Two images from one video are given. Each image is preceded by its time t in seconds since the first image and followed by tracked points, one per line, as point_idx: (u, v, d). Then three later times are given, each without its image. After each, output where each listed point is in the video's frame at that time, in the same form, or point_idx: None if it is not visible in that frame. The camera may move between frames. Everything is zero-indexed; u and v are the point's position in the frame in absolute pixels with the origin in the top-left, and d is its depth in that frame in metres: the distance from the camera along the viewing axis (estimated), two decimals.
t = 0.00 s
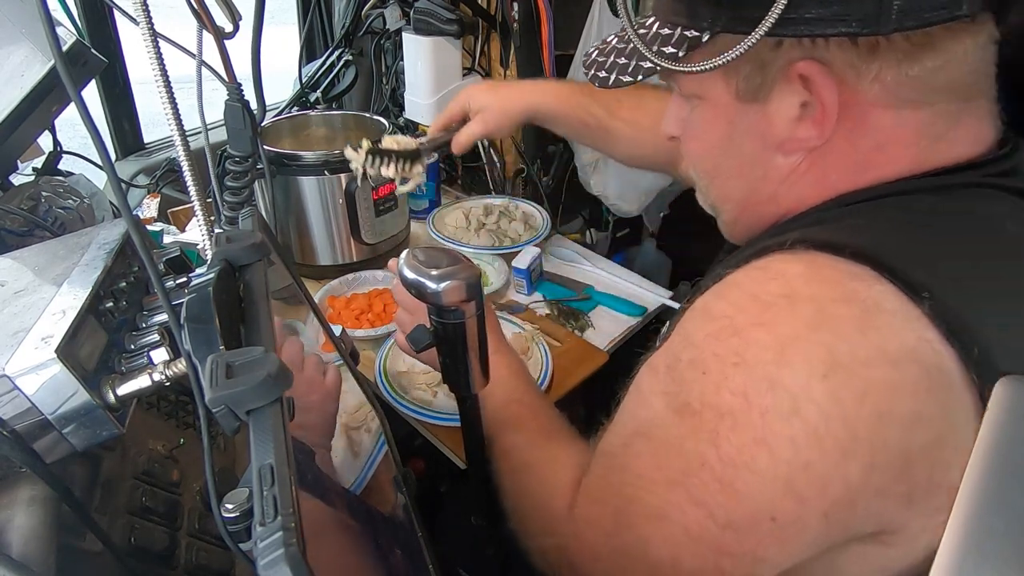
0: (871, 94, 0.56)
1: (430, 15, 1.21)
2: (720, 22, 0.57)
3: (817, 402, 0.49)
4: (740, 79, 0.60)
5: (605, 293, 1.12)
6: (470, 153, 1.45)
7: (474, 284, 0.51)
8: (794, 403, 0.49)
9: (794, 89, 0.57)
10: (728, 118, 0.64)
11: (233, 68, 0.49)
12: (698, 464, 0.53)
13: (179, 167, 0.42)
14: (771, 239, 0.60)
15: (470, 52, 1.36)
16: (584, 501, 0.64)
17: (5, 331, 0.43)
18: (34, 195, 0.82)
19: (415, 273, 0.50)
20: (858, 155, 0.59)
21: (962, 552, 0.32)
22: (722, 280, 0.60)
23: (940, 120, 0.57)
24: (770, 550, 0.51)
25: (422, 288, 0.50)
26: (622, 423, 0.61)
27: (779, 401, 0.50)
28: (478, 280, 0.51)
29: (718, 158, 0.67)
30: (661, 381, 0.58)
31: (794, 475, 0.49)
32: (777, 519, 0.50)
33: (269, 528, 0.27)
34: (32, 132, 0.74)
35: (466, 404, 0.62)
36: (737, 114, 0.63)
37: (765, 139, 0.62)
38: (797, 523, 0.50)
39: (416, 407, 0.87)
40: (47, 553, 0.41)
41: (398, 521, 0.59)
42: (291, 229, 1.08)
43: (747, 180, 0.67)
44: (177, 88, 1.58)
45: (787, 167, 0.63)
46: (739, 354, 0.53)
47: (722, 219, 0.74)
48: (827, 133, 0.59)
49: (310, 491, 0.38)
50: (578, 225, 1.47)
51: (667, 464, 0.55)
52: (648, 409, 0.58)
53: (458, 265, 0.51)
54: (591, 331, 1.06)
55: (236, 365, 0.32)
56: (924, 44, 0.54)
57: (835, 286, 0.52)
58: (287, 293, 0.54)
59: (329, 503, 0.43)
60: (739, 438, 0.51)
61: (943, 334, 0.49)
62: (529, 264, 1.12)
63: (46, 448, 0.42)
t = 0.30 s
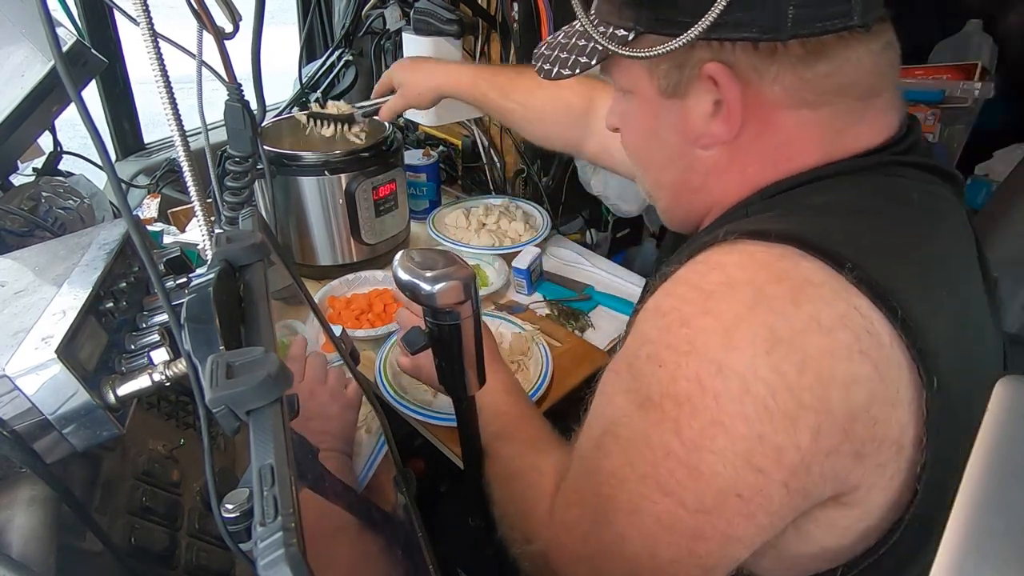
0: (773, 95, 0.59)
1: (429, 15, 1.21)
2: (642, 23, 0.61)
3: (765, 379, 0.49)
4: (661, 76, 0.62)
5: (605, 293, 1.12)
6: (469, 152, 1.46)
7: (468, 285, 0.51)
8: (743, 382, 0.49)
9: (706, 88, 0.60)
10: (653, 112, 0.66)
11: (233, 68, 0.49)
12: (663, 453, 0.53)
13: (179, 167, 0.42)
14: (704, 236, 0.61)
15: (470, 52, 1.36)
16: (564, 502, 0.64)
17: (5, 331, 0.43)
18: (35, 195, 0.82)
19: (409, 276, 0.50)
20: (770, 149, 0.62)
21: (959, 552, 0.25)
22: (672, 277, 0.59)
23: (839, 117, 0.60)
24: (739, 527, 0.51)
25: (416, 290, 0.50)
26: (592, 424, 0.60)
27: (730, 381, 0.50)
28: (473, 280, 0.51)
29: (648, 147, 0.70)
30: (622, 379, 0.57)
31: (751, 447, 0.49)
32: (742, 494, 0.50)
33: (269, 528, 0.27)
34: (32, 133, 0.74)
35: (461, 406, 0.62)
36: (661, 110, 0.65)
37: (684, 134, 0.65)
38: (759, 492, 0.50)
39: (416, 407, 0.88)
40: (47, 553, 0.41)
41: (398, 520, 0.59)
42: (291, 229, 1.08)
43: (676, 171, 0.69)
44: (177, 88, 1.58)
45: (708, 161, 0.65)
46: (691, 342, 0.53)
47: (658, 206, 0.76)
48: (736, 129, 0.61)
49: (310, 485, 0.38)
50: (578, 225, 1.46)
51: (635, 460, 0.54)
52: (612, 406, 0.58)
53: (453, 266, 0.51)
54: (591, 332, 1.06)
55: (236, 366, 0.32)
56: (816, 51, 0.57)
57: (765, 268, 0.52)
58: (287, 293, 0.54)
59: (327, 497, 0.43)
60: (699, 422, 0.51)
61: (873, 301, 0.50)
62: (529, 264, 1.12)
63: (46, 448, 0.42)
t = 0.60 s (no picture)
0: (739, 95, 0.60)
1: (430, 15, 1.20)
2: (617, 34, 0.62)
3: (751, 373, 0.49)
4: (634, 82, 0.64)
5: (604, 293, 1.12)
6: (469, 152, 1.46)
7: (468, 287, 0.51)
8: (731, 378, 0.49)
9: (677, 92, 0.61)
10: (628, 118, 0.67)
11: (233, 68, 0.49)
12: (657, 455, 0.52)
13: (179, 167, 0.42)
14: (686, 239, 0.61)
15: (471, 52, 1.38)
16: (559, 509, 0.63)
17: (5, 331, 0.43)
18: (34, 195, 0.82)
19: (408, 278, 0.50)
20: (744, 149, 0.62)
21: (959, 552, 0.25)
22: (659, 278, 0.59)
23: (807, 117, 0.60)
24: (740, 523, 0.51)
25: (414, 292, 0.50)
26: (584, 430, 0.60)
27: (718, 378, 0.49)
28: (471, 281, 0.51)
29: (627, 151, 0.71)
30: (613, 385, 0.57)
31: (743, 443, 0.49)
32: (739, 491, 0.50)
33: (269, 528, 0.27)
34: (32, 132, 0.74)
35: (460, 408, 0.62)
36: (635, 115, 0.66)
37: (658, 137, 0.65)
38: (754, 487, 0.50)
39: (416, 407, 0.88)
40: (47, 553, 0.41)
41: (398, 521, 0.59)
42: (291, 229, 1.08)
43: (653, 172, 0.69)
44: (177, 88, 1.58)
45: (683, 163, 0.66)
46: (678, 341, 0.52)
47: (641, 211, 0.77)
48: (708, 130, 0.62)
49: (310, 485, 0.38)
50: (578, 225, 1.45)
51: (629, 465, 0.54)
52: (603, 411, 0.57)
53: (452, 268, 0.51)
54: (591, 332, 1.05)
55: (236, 366, 0.32)
56: (778, 52, 0.58)
57: (746, 265, 0.52)
58: (287, 292, 0.54)
59: (326, 495, 0.43)
60: (691, 421, 0.50)
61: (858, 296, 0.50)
62: (529, 264, 1.12)
63: (46, 448, 0.42)
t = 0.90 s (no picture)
0: (800, 91, 0.58)
1: (430, 15, 1.21)
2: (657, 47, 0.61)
3: (811, 397, 0.48)
4: (682, 92, 0.62)
5: (605, 293, 1.12)
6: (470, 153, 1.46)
7: (469, 286, 0.51)
8: (789, 402, 0.49)
9: (732, 97, 0.59)
10: (676, 131, 0.66)
11: (233, 68, 0.49)
12: (702, 475, 0.52)
13: (179, 167, 0.42)
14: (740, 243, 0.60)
15: (470, 52, 1.36)
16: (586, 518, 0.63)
17: (5, 331, 0.43)
18: (34, 195, 0.82)
19: (409, 277, 0.50)
20: (801, 151, 0.61)
21: (962, 553, 0.28)
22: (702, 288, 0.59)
23: (868, 112, 0.60)
24: (785, 551, 0.51)
25: (416, 291, 0.50)
26: (614, 442, 0.60)
27: (775, 401, 0.49)
28: (473, 280, 0.51)
29: (674, 167, 0.69)
30: (650, 397, 0.57)
31: (800, 471, 0.49)
32: (788, 517, 0.50)
33: (269, 528, 0.27)
34: (32, 132, 0.74)
35: (460, 408, 0.62)
36: (684, 127, 0.65)
37: (712, 145, 0.64)
38: (806, 515, 0.50)
39: (416, 407, 0.88)
40: (47, 553, 0.41)
41: (398, 521, 0.59)
42: (291, 229, 1.08)
43: (701, 186, 0.69)
44: (178, 88, 1.58)
45: (738, 169, 0.65)
46: (730, 357, 0.52)
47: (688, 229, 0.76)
48: (767, 132, 0.60)
49: (309, 486, 0.38)
50: (578, 225, 1.44)
51: (668, 481, 0.54)
52: (640, 423, 0.57)
53: (453, 266, 0.51)
54: (591, 331, 1.06)
55: (236, 365, 0.32)
56: (841, 42, 0.56)
57: (810, 280, 0.51)
58: (287, 292, 0.54)
59: (328, 498, 0.43)
60: (741, 441, 0.50)
61: (919, 315, 0.50)
62: (529, 264, 1.12)
63: (46, 448, 0.42)
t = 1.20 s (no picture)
0: (895, 95, 0.58)
1: (429, 15, 1.21)
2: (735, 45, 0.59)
3: (874, 410, 0.49)
4: (760, 93, 0.62)
5: (606, 293, 1.12)
6: (469, 152, 1.44)
7: (474, 284, 0.51)
8: (850, 412, 0.50)
9: (816, 99, 0.59)
10: (751, 132, 0.66)
11: (234, 68, 0.49)
12: (743, 473, 0.53)
13: (179, 167, 0.42)
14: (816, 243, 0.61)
15: (470, 52, 1.36)
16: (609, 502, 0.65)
17: (5, 331, 0.43)
18: (34, 195, 0.82)
19: (415, 273, 0.50)
20: (885, 157, 0.60)
21: (959, 552, 0.25)
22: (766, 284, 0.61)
23: (965, 118, 0.58)
24: (819, 561, 0.51)
25: (422, 287, 0.50)
26: (650, 432, 0.62)
27: (833, 409, 0.50)
28: (479, 279, 0.51)
29: (745, 173, 0.69)
30: (697, 390, 0.59)
31: (847, 482, 0.49)
32: (827, 529, 0.51)
33: (269, 528, 0.27)
34: (32, 132, 0.74)
35: (465, 404, 0.62)
36: (761, 128, 0.64)
37: (789, 150, 0.64)
38: (849, 531, 0.50)
39: (416, 407, 0.88)
40: (48, 553, 0.41)
41: (398, 521, 0.59)
42: (291, 229, 1.08)
43: (773, 191, 0.69)
44: (178, 88, 1.58)
45: (815, 174, 0.64)
46: (790, 359, 0.54)
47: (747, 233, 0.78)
48: (853, 137, 0.60)
49: (309, 490, 0.38)
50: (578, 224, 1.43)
51: (705, 476, 0.56)
52: (684, 415, 0.59)
53: (458, 264, 0.51)
54: (591, 331, 1.05)
55: (236, 365, 0.32)
56: (944, 43, 0.56)
57: (890, 292, 0.52)
58: (287, 293, 0.54)
59: (327, 501, 0.42)
60: (790, 447, 0.51)
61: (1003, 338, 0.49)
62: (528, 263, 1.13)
63: (46, 448, 0.42)
